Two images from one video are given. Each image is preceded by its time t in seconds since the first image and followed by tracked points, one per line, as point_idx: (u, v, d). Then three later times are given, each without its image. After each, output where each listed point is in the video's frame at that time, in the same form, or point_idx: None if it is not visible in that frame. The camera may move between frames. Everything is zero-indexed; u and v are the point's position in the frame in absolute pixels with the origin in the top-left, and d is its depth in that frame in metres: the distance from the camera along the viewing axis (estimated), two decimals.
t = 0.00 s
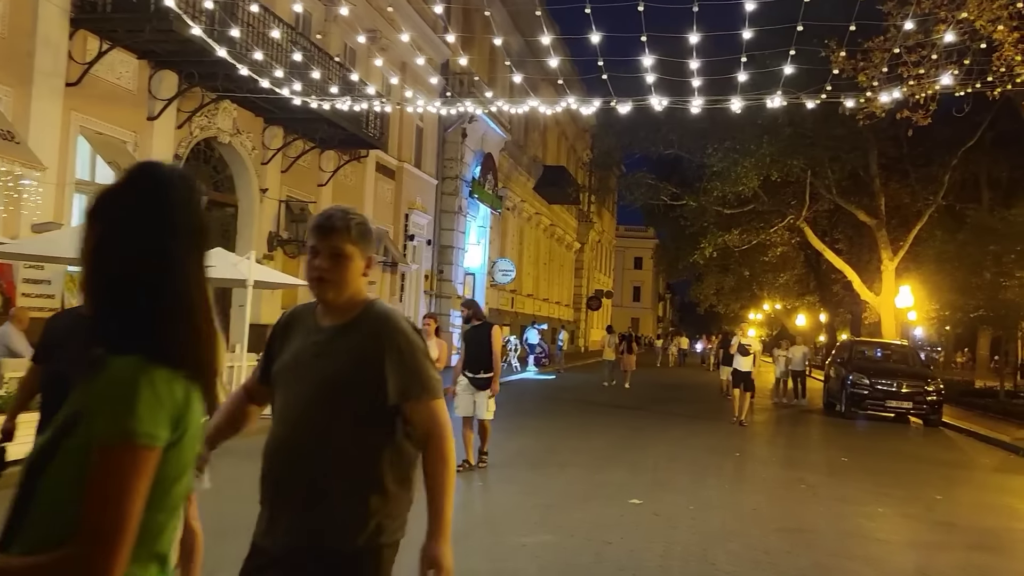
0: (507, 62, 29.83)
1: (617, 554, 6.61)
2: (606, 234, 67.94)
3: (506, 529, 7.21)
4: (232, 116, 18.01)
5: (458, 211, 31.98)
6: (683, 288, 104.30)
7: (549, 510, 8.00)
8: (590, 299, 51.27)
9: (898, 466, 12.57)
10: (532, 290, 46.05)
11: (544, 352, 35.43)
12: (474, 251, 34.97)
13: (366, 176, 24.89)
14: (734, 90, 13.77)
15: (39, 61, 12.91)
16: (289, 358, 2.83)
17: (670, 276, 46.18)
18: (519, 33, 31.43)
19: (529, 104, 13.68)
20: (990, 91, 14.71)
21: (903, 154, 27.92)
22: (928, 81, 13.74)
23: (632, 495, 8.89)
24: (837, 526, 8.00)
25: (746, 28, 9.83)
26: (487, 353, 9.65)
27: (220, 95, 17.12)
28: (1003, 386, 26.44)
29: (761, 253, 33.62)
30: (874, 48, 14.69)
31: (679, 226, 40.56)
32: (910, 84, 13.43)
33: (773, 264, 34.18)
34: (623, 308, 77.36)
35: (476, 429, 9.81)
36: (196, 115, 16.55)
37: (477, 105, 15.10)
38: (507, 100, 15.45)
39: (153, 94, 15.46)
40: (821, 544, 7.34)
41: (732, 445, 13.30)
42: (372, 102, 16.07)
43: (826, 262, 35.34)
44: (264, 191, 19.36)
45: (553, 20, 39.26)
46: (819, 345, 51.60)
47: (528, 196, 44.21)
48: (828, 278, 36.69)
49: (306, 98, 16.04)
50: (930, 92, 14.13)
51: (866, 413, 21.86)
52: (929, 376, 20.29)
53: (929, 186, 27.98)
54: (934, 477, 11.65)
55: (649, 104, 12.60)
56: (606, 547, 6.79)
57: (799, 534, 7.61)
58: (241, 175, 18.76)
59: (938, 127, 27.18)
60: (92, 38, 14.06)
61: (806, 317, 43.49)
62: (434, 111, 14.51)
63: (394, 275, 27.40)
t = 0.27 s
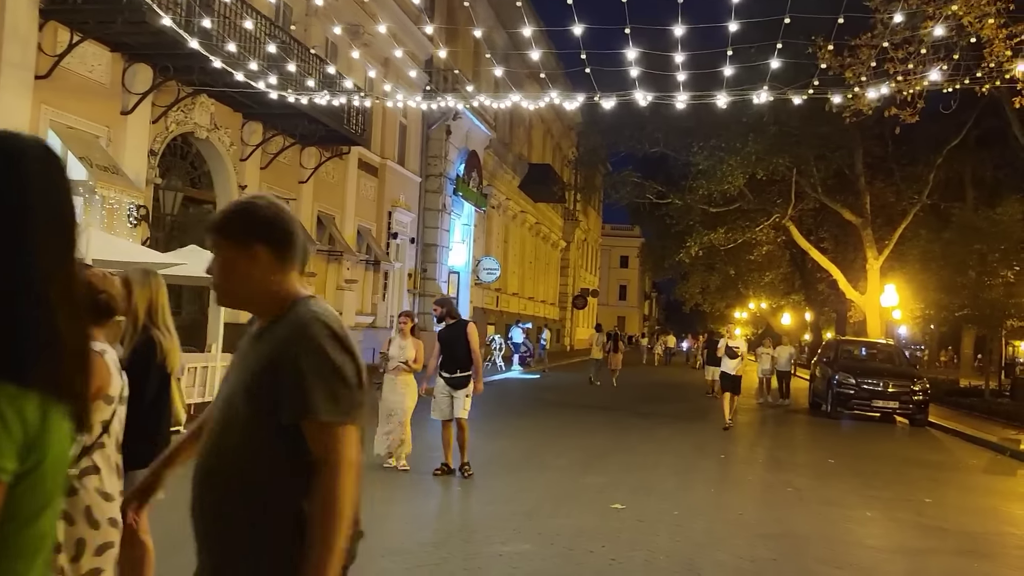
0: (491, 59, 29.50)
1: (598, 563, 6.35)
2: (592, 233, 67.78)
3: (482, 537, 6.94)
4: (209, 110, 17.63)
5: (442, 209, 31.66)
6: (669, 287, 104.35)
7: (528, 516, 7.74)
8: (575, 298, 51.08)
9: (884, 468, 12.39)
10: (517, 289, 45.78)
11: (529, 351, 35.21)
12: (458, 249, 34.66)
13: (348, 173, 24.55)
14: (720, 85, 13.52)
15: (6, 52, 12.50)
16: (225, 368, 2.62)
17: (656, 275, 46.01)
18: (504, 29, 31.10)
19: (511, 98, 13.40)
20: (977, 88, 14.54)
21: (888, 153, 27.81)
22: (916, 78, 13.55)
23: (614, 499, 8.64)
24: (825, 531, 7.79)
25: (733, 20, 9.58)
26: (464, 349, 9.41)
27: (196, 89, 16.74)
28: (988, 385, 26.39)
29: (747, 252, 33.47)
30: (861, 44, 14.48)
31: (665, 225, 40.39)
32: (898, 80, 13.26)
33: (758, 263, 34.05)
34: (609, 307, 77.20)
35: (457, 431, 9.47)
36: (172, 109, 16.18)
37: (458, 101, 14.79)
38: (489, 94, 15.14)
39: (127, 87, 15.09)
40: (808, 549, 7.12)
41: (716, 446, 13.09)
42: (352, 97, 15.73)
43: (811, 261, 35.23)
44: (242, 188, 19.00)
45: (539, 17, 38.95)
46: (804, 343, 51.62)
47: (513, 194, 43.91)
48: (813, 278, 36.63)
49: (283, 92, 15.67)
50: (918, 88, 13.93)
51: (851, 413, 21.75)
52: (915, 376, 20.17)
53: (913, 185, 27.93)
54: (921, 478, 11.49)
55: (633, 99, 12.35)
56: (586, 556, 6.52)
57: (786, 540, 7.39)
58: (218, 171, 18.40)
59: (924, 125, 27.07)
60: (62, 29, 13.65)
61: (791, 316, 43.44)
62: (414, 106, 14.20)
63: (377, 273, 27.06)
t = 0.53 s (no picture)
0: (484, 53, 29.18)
1: (585, 569, 6.08)
2: (586, 230, 67.54)
3: (464, 541, 6.66)
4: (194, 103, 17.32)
5: (434, 206, 31.35)
6: (664, 285, 104.19)
7: (513, 518, 7.47)
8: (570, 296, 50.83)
9: (881, 467, 12.16)
10: (511, 286, 45.50)
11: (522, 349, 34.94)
12: (451, 246, 34.37)
13: (338, 168, 24.25)
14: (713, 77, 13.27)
15: None
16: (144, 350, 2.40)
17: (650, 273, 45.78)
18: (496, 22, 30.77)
19: (500, 90, 13.13)
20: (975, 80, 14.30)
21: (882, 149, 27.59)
22: (912, 69, 13.31)
23: (603, 501, 8.38)
24: (820, 533, 7.53)
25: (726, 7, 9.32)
26: (449, 348, 9.14)
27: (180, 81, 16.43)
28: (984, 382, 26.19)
29: (741, 248, 33.21)
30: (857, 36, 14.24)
31: (660, 222, 40.16)
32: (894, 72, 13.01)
33: (753, 260, 33.83)
34: (604, 305, 77.01)
35: (440, 431, 9.20)
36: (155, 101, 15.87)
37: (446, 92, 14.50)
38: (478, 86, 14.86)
39: (109, 79, 14.78)
40: (803, 553, 6.85)
41: (710, 445, 12.85)
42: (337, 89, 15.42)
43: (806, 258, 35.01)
44: (229, 182, 18.68)
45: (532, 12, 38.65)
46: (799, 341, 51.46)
47: (507, 191, 43.65)
48: (807, 275, 36.43)
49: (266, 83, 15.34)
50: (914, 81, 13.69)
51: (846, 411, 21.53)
52: (910, 373, 19.95)
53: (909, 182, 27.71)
54: (918, 478, 11.24)
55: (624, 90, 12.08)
56: (572, 561, 6.25)
57: (781, 543, 7.12)
58: (205, 165, 18.09)
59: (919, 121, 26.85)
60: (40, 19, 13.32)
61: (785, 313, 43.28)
62: (401, 98, 13.91)
63: (368, 270, 26.76)
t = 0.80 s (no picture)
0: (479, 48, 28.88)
1: None
2: (583, 228, 67.28)
3: (448, 550, 6.39)
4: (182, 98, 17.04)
5: (429, 203, 31.06)
6: (662, 282, 103.97)
7: (500, 526, 7.21)
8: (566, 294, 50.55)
9: (880, 469, 11.91)
10: (507, 285, 45.25)
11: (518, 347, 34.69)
12: (446, 244, 34.10)
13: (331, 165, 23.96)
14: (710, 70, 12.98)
15: None
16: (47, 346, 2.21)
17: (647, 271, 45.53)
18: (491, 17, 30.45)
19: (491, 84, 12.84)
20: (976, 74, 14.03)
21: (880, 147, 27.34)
22: (912, 63, 13.04)
23: (595, 507, 8.11)
24: (818, 541, 7.27)
25: None
26: (437, 350, 8.89)
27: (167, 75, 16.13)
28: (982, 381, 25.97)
29: (739, 246, 32.98)
30: (855, 30, 13.97)
31: (657, 220, 39.90)
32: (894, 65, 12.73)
33: (750, 258, 33.59)
34: (602, 302, 76.77)
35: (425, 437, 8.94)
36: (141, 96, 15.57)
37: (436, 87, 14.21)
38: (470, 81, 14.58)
39: (93, 74, 14.49)
40: (799, 562, 6.59)
41: (706, 447, 12.59)
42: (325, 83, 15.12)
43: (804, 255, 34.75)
44: (218, 179, 18.39)
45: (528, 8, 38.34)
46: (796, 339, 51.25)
47: (503, 188, 43.37)
48: (805, 273, 36.20)
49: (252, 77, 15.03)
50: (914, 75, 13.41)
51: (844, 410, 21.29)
52: (909, 372, 19.71)
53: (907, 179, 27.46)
54: (917, 480, 10.99)
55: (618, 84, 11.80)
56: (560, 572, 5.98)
57: (777, 552, 6.86)
58: (193, 162, 17.79)
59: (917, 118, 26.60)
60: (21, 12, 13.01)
61: (783, 311, 43.06)
62: (391, 92, 13.62)
63: (361, 267, 26.48)
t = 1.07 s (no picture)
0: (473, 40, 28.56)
1: None
2: (579, 225, 66.99)
3: (430, 552, 6.11)
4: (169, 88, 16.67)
5: (422, 198, 30.73)
6: (657, 279, 103.78)
7: (487, 526, 6.92)
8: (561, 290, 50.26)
9: (878, 467, 11.65)
10: (501, 281, 44.92)
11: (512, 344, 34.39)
12: (439, 240, 33.78)
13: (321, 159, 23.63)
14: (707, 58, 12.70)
15: None
16: None
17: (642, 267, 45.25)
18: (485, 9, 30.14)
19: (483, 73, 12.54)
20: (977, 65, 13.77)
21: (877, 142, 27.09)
22: (913, 53, 12.77)
23: (586, 506, 7.82)
24: (816, 541, 7.00)
25: None
26: (430, 342, 8.55)
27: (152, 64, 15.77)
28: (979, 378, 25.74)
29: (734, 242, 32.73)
30: (855, 20, 13.69)
31: (652, 216, 39.61)
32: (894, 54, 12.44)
33: (746, 254, 33.34)
34: (597, 300, 76.49)
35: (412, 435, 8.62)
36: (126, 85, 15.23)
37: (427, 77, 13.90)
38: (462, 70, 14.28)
39: (76, 62, 14.16)
40: (797, 564, 6.32)
41: (701, 444, 12.32)
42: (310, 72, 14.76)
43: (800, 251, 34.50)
44: (206, 172, 18.07)
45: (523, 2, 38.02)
46: (791, 336, 51.04)
47: (497, 184, 43.06)
48: (801, 269, 35.96)
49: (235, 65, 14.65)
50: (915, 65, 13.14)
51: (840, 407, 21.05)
52: (907, 368, 19.46)
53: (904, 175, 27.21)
54: (916, 479, 10.73)
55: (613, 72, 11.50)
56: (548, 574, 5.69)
57: (773, 553, 6.59)
58: (180, 154, 17.47)
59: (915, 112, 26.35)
60: None
61: (778, 308, 42.83)
62: (381, 82, 13.31)
63: (353, 263, 26.15)
